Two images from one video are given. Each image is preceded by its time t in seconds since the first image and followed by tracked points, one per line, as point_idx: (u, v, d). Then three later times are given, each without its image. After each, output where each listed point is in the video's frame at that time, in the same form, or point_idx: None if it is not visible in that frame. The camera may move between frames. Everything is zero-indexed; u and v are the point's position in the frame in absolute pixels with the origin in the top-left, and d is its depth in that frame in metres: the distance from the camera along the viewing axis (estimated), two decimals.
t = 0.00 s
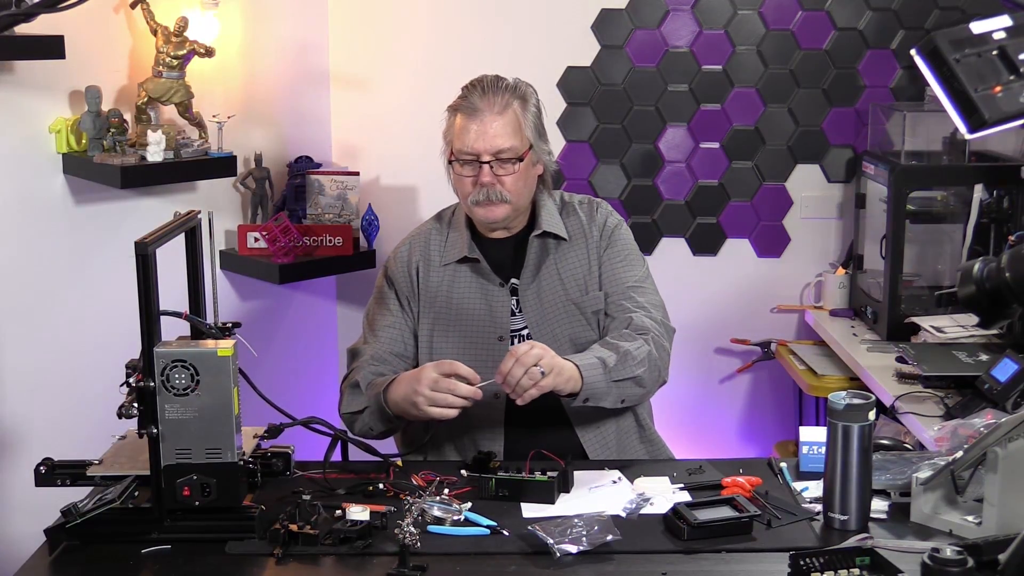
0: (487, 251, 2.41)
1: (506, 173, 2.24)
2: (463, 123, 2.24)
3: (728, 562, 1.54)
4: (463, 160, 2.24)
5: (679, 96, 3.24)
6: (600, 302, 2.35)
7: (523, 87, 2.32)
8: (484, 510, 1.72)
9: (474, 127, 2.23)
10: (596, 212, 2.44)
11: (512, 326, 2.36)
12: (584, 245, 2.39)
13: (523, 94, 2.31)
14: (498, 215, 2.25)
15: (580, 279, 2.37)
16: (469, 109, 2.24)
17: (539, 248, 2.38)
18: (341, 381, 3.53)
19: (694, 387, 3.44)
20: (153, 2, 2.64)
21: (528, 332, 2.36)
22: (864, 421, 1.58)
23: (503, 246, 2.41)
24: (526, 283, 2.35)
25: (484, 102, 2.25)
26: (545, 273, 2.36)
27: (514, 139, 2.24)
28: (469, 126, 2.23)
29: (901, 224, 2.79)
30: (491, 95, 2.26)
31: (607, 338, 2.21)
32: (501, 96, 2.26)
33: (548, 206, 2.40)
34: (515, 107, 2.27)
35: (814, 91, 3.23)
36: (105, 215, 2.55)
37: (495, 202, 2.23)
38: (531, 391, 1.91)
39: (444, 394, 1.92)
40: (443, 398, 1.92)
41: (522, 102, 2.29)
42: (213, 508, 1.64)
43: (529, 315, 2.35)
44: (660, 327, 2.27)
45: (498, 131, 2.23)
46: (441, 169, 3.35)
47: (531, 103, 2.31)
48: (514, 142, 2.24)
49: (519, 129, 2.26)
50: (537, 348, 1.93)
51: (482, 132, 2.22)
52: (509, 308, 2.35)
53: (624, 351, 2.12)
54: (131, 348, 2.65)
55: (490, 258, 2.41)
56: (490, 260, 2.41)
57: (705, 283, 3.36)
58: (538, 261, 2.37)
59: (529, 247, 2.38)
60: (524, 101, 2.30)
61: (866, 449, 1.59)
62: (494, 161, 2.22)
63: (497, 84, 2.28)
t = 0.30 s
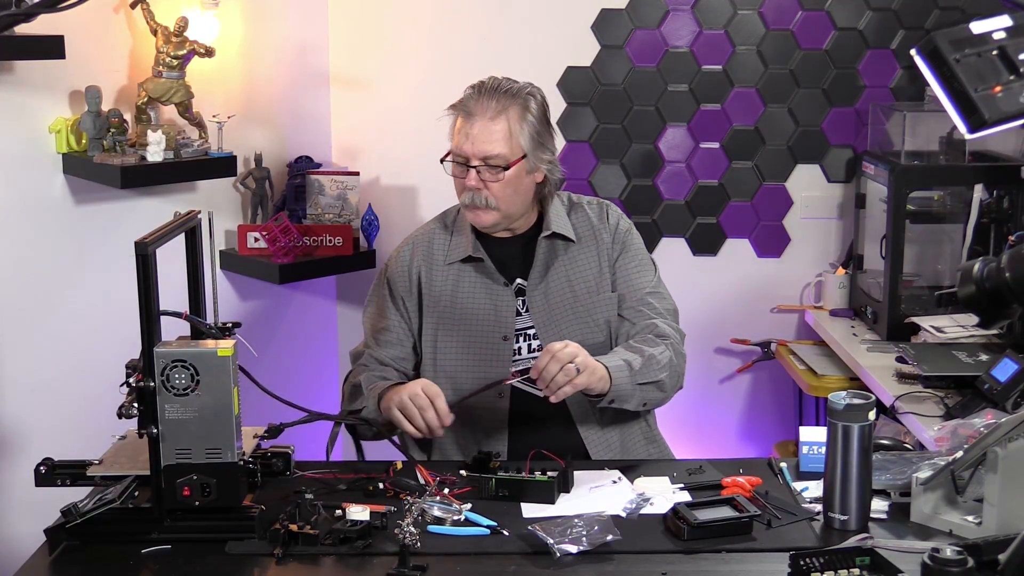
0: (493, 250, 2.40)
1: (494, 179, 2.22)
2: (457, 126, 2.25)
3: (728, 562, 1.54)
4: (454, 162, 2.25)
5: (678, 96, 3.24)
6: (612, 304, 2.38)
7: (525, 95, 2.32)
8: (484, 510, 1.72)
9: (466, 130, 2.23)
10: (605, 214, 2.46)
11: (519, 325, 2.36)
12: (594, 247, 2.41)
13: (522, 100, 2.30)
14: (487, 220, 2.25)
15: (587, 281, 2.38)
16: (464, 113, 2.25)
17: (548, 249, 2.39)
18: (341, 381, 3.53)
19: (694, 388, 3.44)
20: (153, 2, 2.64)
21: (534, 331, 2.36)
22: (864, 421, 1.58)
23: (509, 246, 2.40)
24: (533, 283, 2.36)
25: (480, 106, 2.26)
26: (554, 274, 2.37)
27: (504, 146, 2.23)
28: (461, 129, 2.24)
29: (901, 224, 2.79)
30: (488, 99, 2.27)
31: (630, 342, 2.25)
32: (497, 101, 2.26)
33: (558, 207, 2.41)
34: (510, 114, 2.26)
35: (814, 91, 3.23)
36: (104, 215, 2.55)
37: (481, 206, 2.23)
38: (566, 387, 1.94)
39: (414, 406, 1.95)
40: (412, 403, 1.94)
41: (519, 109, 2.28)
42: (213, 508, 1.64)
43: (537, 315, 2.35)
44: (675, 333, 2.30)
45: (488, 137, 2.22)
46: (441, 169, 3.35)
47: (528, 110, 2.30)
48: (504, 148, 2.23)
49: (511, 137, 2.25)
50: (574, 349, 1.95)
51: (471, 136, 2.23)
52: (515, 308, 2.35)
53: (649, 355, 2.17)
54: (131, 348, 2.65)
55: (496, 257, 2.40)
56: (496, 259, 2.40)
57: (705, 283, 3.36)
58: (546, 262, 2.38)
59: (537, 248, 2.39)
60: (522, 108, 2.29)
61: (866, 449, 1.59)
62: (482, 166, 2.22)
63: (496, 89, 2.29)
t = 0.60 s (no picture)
0: (497, 251, 2.38)
1: (488, 179, 2.22)
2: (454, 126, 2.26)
3: (728, 562, 1.54)
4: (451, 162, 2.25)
5: (679, 96, 3.24)
6: (619, 307, 2.38)
7: (523, 96, 2.31)
8: (484, 510, 1.72)
9: (461, 130, 2.23)
10: (612, 215, 2.46)
11: (519, 324, 2.35)
12: (599, 249, 2.41)
13: (521, 101, 2.30)
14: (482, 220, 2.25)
15: (591, 284, 2.38)
16: (462, 114, 2.25)
17: (551, 250, 2.39)
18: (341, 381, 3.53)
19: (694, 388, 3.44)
20: (153, 2, 2.64)
21: (535, 331, 2.35)
22: (864, 421, 1.58)
23: (513, 246, 2.39)
24: (536, 284, 2.35)
25: (477, 107, 2.26)
26: (557, 275, 2.37)
27: (498, 146, 2.22)
28: (457, 129, 2.24)
29: (901, 224, 2.79)
30: (485, 100, 2.27)
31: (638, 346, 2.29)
32: (495, 102, 2.26)
33: (564, 209, 2.42)
34: (506, 116, 2.26)
35: (814, 91, 3.23)
36: (104, 215, 2.55)
37: (475, 206, 2.23)
38: (566, 388, 1.97)
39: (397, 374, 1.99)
40: (407, 362, 1.98)
41: (516, 111, 2.28)
42: (213, 508, 1.64)
43: (537, 314, 2.35)
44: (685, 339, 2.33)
45: (483, 137, 2.22)
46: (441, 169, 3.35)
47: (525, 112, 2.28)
48: (498, 149, 2.22)
49: (507, 138, 2.24)
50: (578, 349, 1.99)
51: (466, 136, 2.22)
52: (516, 307, 2.35)
53: (656, 359, 2.21)
54: (131, 348, 2.65)
55: (497, 256, 2.38)
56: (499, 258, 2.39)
57: (705, 283, 3.36)
58: (550, 263, 2.38)
59: (541, 249, 2.39)
60: (519, 109, 2.28)
61: (866, 449, 1.59)
62: (477, 166, 2.21)
63: (495, 91, 2.28)
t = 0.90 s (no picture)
0: (499, 250, 2.39)
1: (494, 184, 2.22)
2: (460, 130, 2.25)
3: (728, 562, 1.54)
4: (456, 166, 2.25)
5: (679, 96, 3.24)
6: (623, 308, 2.39)
7: (527, 99, 2.31)
8: (484, 510, 1.72)
9: (467, 135, 2.23)
10: (616, 217, 2.46)
11: (522, 323, 2.34)
12: (603, 249, 2.41)
13: (526, 105, 2.30)
14: (488, 224, 2.24)
15: (595, 285, 2.38)
16: (468, 117, 2.25)
17: (554, 251, 2.38)
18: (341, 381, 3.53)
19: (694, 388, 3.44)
20: (153, 2, 2.64)
21: (538, 331, 2.33)
22: (864, 421, 1.58)
23: (514, 246, 2.39)
24: (540, 285, 2.35)
25: (483, 110, 2.26)
26: (560, 277, 2.37)
27: (504, 150, 2.22)
28: (463, 134, 2.24)
29: (902, 225, 2.79)
30: (491, 103, 2.27)
31: (643, 353, 2.31)
32: (501, 107, 2.26)
33: (567, 210, 2.41)
34: (510, 119, 2.26)
35: (814, 91, 3.23)
36: (105, 215, 2.55)
37: (482, 210, 2.23)
38: (569, 405, 1.97)
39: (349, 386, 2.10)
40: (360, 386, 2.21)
41: (520, 114, 2.28)
42: (214, 508, 1.64)
43: (540, 313, 2.33)
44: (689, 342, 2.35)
45: (489, 141, 2.22)
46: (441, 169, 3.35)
47: (529, 116, 2.29)
48: (505, 152, 2.22)
49: (512, 142, 2.24)
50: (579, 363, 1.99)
51: (472, 141, 2.22)
52: (519, 307, 2.35)
53: (659, 367, 2.23)
54: (130, 348, 2.65)
55: (499, 257, 2.39)
56: (501, 258, 2.40)
57: (705, 283, 3.36)
58: (554, 263, 2.38)
59: (546, 248, 2.39)
60: (524, 113, 2.28)
61: (866, 449, 1.59)
62: (483, 171, 2.21)
63: (500, 95, 2.28)
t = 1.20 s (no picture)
0: (500, 249, 2.38)
1: (501, 183, 2.22)
2: (467, 129, 2.25)
3: (728, 562, 1.54)
4: (463, 165, 2.25)
5: (678, 96, 3.24)
6: (622, 308, 2.38)
7: (534, 100, 2.32)
8: (484, 510, 1.72)
9: (475, 134, 2.23)
10: (616, 217, 2.46)
11: (522, 321, 2.34)
12: (603, 250, 2.41)
13: (533, 105, 2.30)
14: (494, 223, 2.24)
15: (594, 285, 2.38)
16: (475, 116, 2.25)
17: (555, 250, 2.38)
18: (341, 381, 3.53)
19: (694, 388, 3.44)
20: (153, 2, 2.64)
21: (538, 329, 2.33)
22: (864, 421, 1.58)
23: (514, 245, 2.39)
24: (539, 283, 2.35)
25: (491, 110, 2.26)
26: (560, 276, 2.37)
27: (512, 150, 2.22)
28: (470, 132, 2.23)
29: (902, 225, 2.79)
30: (499, 103, 2.27)
31: (640, 356, 2.29)
32: (509, 106, 2.26)
33: (567, 209, 2.41)
34: (519, 120, 2.26)
35: (814, 91, 3.23)
36: (105, 215, 2.55)
37: (487, 209, 2.23)
38: (569, 413, 1.95)
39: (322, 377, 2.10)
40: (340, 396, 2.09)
41: (528, 115, 2.28)
42: (214, 508, 1.64)
43: (540, 312, 2.33)
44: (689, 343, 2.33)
45: (497, 141, 2.22)
46: (441, 169, 3.35)
47: (537, 117, 2.29)
48: (512, 152, 2.22)
49: (520, 142, 2.25)
50: (571, 370, 1.98)
51: (480, 139, 2.22)
52: (519, 306, 2.35)
53: (657, 371, 2.21)
54: (130, 349, 2.65)
55: (499, 255, 2.39)
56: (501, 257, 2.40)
57: (705, 283, 3.36)
58: (554, 262, 2.38)
59: (545, 248, 2.38)
60: (531, 113, 2.29)
61: (866, 449, 1.59)
62: (490, 170, 2.21)
63: (508, 95, 2.29)
